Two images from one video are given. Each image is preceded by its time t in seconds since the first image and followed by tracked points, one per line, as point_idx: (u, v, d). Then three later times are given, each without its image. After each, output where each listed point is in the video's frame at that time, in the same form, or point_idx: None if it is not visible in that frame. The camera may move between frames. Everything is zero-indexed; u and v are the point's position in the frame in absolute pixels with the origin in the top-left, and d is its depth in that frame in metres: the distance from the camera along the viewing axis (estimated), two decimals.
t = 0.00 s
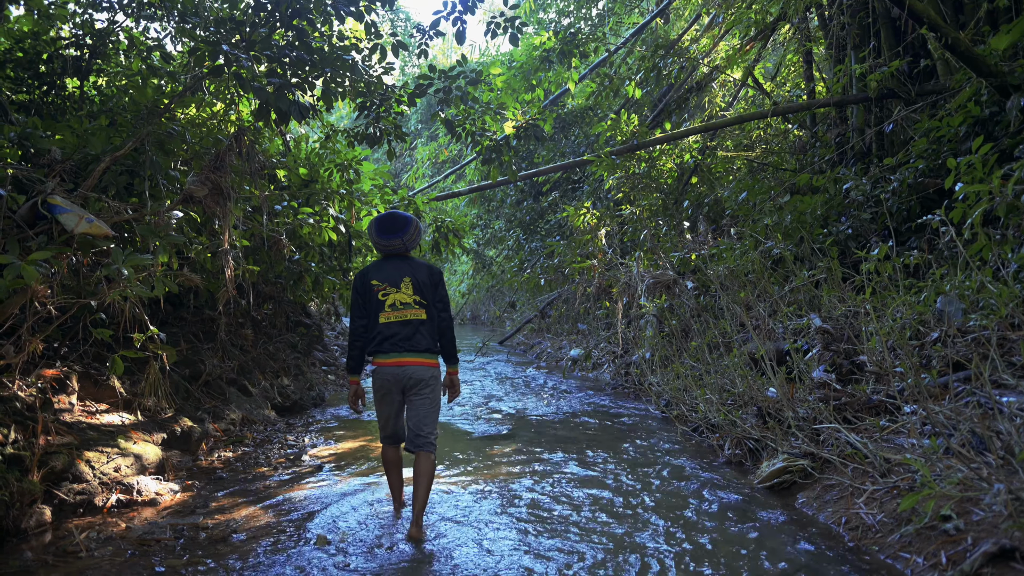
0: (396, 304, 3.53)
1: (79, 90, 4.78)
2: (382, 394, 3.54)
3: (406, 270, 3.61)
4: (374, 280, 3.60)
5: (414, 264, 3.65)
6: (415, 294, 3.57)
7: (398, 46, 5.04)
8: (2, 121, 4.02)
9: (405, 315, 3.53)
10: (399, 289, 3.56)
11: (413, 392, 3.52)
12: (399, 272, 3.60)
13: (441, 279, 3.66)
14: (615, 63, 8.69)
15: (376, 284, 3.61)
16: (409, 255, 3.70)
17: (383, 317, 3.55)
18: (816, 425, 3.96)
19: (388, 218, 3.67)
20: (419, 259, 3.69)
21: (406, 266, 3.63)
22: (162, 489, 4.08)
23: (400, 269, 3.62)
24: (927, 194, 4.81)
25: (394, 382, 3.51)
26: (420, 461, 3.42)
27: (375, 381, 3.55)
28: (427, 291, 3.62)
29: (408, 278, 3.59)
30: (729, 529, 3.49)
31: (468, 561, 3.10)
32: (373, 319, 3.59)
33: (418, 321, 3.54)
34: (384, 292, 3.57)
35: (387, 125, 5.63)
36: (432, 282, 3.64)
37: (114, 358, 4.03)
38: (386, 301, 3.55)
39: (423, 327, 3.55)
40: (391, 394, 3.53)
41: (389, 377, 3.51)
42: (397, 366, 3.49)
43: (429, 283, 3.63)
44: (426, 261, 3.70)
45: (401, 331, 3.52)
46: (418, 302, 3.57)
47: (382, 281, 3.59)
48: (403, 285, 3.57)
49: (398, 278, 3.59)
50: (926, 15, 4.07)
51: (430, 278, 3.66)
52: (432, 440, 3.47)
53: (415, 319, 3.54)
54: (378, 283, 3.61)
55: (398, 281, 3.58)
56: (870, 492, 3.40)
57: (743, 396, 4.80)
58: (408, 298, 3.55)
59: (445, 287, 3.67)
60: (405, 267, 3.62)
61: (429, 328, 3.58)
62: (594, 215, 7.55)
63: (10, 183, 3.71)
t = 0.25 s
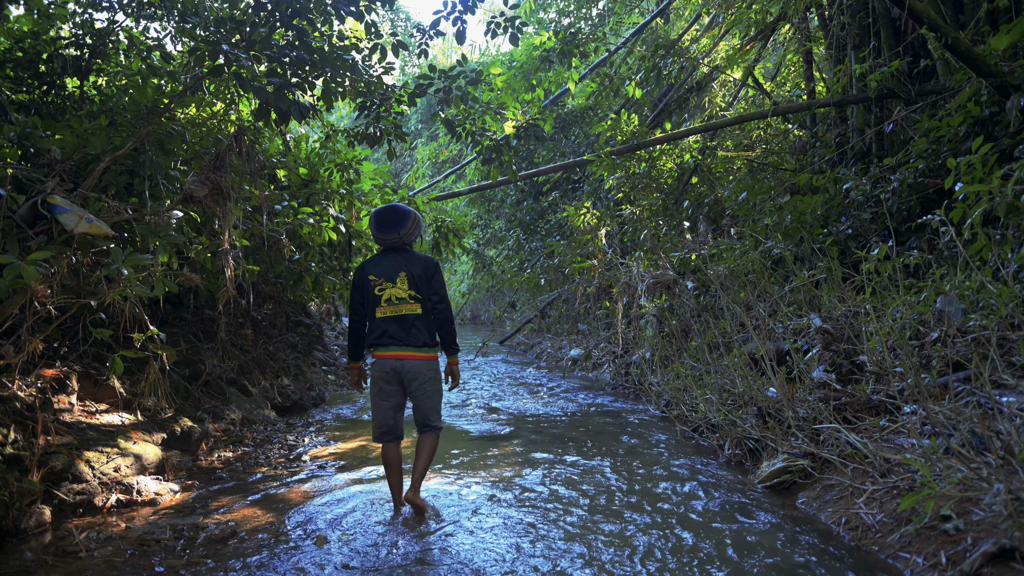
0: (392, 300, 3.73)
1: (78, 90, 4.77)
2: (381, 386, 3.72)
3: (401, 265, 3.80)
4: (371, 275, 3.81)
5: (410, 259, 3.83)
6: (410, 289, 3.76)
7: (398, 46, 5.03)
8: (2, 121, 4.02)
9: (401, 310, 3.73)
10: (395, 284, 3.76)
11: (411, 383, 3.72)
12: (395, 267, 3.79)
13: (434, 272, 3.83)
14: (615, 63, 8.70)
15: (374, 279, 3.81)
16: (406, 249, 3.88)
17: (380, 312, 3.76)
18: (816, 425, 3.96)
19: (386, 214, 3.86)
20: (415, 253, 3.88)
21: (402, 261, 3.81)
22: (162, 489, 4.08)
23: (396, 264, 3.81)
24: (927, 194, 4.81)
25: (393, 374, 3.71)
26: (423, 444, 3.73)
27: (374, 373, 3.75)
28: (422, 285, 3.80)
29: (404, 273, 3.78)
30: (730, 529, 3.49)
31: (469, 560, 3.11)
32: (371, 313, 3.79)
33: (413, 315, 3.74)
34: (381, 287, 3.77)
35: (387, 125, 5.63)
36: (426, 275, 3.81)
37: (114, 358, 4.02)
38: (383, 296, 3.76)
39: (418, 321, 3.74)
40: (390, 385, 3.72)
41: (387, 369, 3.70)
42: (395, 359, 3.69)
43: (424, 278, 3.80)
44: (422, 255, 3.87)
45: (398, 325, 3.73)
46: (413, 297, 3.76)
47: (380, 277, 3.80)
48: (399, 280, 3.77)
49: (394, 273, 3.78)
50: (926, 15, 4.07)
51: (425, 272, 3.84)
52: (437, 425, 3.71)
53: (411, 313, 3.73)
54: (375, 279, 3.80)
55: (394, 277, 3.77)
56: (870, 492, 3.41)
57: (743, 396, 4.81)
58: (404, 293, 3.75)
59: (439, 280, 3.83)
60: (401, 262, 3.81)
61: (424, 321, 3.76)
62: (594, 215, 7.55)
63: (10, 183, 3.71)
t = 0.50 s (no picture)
0: (394, 300, 3.82)
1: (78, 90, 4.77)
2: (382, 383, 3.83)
3: (404, 266, 3.86)
4: (376, 275, 3.88)
5: (413, 260, 3.88)
6: (411, 290, 3.82)
7: (398, 46, 5.03)
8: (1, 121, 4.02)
9: (402, 311, 3.81)
10: (397, 286, 3.83)
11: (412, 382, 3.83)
12: (398, 268, 3.86)
13: (436, 274, 3.87)
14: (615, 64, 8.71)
15: (378, 279, 3.89)
16: (410, 249, 3.94)
17: (382, 312, 3.85)
18: (816, 425, 3.96)
19: (391, 214, 3.91)
20: (418, 253, 3.92)
21: (405, 262, 3.87)
22: (162, 489, 4.08)
23: (399, 265, 3.88)
24: (927, 194, 4.81)
25: (393, 373, 3.80)
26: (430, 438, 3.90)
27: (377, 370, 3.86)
28: (423, 286, 3.86)
29: (406, 275, 3.84)
30: (730, 529, 3.49)
31: (468, 560, 3.11)
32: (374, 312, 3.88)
33: (414, 316, 3.81)
34: (384, 287, 3.85)
35: (387, 125, 5.63)
36: (428, 277, 3.86)
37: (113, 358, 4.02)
38: (385, 296, 3.84)
39: (419, 322, 3.82)
40: (391, 383, 3.82)
41: (388, 368, 3.80)
42: (395, 358, 3.78)
43: (425, 279, 3.86)
44: (425, 255, 3.92)
45: (399, 326, 3.81)
46: (414, 298, 3.84)
47: (383, 277, 3.87)
48: (401, 281, 3.83)
49: (397, 274, 3.85)
50: (925, 15, 4.08)
51: (428, 273, 3.89)
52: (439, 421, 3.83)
53: (411, 315, 3.81)
54: (379, 278, 3.89)
55: (397, 278, 3.84)
56: (869, 493, 3.40)
57: (743, 396, 4.81)
58: (405, 295, 3.82)
59: (440, 281, 3.87)
60: (404, 263, 3.87)
61: (425, 322, 3.83)
62: (594, 215, 7.56)
63: (9, 183, 3.70)
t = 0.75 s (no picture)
0: (406, 304, 3.94)
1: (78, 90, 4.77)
2: (387, 383, 3.91)
3: (420, 272, 4.02)
4: (391, 278, 4.01)
5: (429, 268, 4.06)
6: (425, 296, 3.97)
7: (398, 46, 5.03)
8: (1, 121, 4.02)
9: (414, 315, 3.94)
10: (411, 290, 3.97)
11: (416, 385, 3.93)
12: (413, 274, 4.01)
13: (450, 283, 4.05)
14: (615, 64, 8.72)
15: (392, 282, 4.02)
16: (425, 257, 4.10)
17: (393, 314, 3.95)
18: (816, 425, 3.96)
19: (411, 222, 4.08)
20: (433, 262, 4.09)
21: (420, 269, 4.03)
22: (162, 489, 4.07)
23: (413, 271, 4.03)
24: (927, 194, 4.81)
25: (400, 374, 3.89)
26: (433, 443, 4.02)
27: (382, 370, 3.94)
28: (435, 294, 4.02)
29: (421, 280, 3.99)
30: (731, 529, 3.49)
31: (467, 560, 3.11)
32: (384, 313, 3.99)
33: (424, 321, 3.95)
34: (398, 290, 3.98)
35: (387, 125, 5.63)
36: (441, 286, 4.03)
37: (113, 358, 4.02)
38: (398, 299, 3.96)
39: (428, 328, 3.96)
40: (395, 384, 3.91)
41: (395, 368, 3.90)
42: (403, 359, 3.89)
43: (439, 287, 4.03)
44: (440, 265, 4.09)
45: (409, 328, 3.93)
46: (426, 304, 3.98)
47: (398, 280, 4.00)
48: (415, 286, 3.98)
49: (412, 279, 4.00)
50: (925, 15, 4.08)
51: (441, 282, 4.06)
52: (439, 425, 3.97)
53: (422, 320, 3.95)
54: (393, 282, 4.02)
55: (411, 283, 3.98)
56: (870, 492, 3.41)
57: (743, 395, 4.81)
58: (418, 299, 3.96)
59: (452, 291, 4.05)
60: (420, 270, 4.03)
61: (434, 328, 3.98)
62: (594, 215, 7.56)
63: (9, 183, 3.70)
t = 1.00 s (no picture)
0: (421, 308, 4.08)
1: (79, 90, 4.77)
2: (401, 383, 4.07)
3: (436, 277, 4.15)
4: (407, 282, 4.13)
5: (444, 273, 4.17)
6: (440, 301, 4.11)
7: (398, 46, 5.03)
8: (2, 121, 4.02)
9: (429, 319, 4.08)
10: (427, 295, 4.10)
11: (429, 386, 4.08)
12: (429, 279, 4.13)
13: (465, 288, 4.17)
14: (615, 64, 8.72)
15: (408, 285, 4.13)
16: (442, 262, 4.19)
17: (409, 317, 4.08)
18: (817, 425, 3.96)
19: (429, 227, 4.15)
20: (449, 267, 4.20)
21: (436, 274, 4.15)
22: (162, 489, 4.07)
23: (429, 276, 4.16)
24: (928, 194, 4.81)
25: (414, 375, 4.05)
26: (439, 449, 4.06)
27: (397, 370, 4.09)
28: (450, 299, 4.15)
29: (436, 286, 4.13)
30: (731, 529, 3.49)
31: (466, 560, 3.11)
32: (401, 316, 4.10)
33: (439, 325, 4.10)
34: (414, 294, 4.10)
35: (387, 125, 5.63)
36: (456, 291, 4.16)
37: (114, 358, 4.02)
38: (414, 302, 4.09)
39: (443, 331, 4.10)
40: (409, 384, 4.07)
41: (410, 370, 4.05)
42: (417, 361, 4.06)
43: (453, 292, 4.15)
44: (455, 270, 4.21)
45: (424, 332, 4.07)
46: (440, 309, 4.13)
47: (414, 284, 4.13)
48: (430, 291, 4.11)
49: (428, 284, 4.12)
50: (926, 15, 4.07)
51: (456, 287, 4.18)
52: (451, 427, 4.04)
53: (437, 324, 4.09)
54: (409, 285, 4.14)
55: (427, 288, 4.11)
56: (870, 492, 3.41)
57: (744, 395, 4.81)
58: (433, 304, 4.09)
59: (467, 296, 4.17)
60: (436, 275, 4.15)
61: (448, 331, 4.12)
62: (595, 215, 7.57)
63: (10, 183, 3.70)
